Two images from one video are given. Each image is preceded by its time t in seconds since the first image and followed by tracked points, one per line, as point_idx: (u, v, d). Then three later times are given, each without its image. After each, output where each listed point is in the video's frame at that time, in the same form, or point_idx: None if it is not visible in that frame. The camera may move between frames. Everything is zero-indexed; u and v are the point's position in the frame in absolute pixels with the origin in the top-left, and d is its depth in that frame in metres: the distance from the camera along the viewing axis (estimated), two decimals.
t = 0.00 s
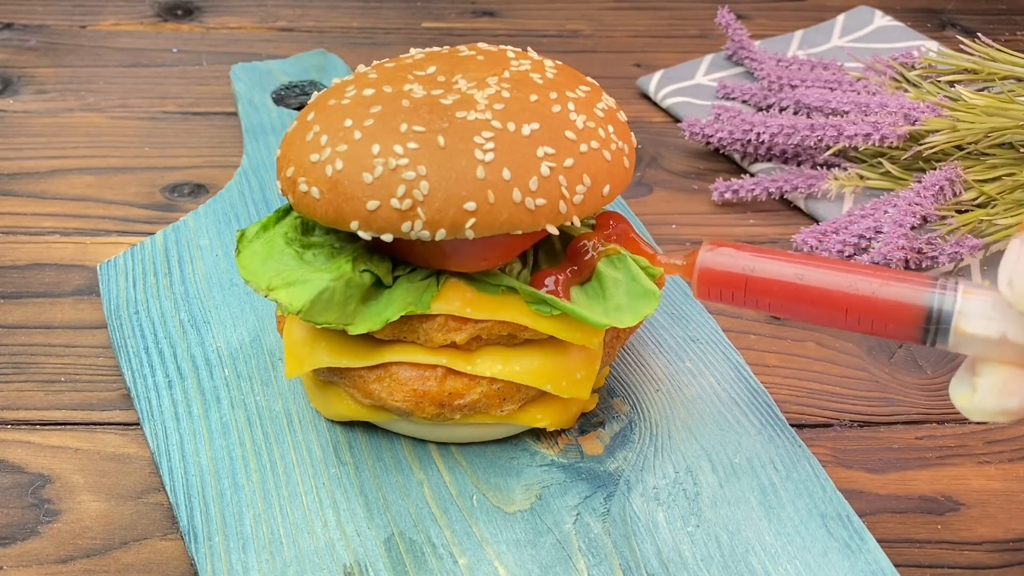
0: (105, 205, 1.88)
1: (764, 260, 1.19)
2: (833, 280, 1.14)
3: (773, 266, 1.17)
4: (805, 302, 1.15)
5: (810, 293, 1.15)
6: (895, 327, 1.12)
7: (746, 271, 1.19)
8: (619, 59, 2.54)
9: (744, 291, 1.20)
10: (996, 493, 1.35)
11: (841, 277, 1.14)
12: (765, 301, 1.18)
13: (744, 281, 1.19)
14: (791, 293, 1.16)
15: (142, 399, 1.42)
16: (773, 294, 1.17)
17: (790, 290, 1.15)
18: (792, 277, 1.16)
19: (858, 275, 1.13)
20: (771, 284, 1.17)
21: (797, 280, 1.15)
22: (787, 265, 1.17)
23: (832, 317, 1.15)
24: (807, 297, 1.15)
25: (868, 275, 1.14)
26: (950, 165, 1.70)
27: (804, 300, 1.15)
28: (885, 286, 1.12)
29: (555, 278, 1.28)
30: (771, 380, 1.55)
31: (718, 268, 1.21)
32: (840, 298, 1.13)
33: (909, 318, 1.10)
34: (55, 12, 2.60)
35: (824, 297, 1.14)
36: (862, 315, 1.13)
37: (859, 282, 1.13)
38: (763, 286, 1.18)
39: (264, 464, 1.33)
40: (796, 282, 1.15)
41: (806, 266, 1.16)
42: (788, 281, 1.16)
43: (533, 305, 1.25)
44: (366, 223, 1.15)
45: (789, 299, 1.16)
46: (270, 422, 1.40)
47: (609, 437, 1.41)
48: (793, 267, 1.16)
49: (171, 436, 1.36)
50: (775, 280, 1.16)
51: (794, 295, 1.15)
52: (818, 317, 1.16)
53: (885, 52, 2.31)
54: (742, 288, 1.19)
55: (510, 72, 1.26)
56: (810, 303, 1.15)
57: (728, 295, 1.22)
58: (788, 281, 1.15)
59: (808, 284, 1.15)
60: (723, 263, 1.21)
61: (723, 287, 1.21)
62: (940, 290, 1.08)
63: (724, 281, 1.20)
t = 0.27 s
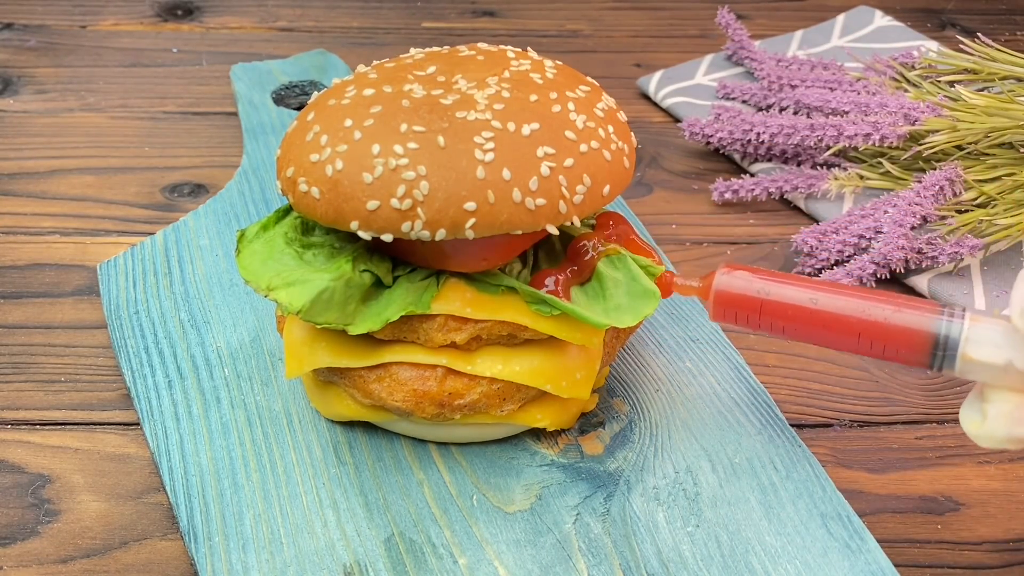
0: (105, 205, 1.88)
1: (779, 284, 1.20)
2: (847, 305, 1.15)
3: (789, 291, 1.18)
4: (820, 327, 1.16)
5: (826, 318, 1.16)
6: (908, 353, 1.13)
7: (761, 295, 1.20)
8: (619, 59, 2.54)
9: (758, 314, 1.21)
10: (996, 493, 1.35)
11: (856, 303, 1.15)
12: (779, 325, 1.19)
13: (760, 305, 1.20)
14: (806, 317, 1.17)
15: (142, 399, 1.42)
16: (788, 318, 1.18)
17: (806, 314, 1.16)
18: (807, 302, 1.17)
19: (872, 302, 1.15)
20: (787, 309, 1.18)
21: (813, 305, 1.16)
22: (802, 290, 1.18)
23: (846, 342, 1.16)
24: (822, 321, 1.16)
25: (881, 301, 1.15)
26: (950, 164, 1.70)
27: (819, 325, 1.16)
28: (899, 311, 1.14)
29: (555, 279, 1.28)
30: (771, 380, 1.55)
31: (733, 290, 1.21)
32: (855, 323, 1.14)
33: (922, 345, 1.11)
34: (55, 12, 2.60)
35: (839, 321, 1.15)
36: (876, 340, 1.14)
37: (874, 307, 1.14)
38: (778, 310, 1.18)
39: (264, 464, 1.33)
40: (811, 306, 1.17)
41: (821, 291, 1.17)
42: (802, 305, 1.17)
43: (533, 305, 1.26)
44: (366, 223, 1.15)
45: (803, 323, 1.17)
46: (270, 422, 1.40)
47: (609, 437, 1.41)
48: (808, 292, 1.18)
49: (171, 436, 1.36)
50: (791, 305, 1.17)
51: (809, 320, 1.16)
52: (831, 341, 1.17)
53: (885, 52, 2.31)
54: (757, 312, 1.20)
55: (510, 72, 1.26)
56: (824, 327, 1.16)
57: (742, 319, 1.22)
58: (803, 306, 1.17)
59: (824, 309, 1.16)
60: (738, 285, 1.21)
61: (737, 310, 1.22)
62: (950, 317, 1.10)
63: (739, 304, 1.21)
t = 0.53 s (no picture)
0: (105, 205, 1.88)
1: (764, 254, 1.15)
2: (832, 274, 1.10)
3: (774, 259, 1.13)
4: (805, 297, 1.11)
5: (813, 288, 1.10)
6: (895, 324, 1.07)
7: (743, 264, 1.14)
8: (619, 59, 2.54)
9: (742, 284, 1.15)
10: (996, 493, 1.35)
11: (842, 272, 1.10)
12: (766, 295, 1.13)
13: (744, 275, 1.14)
14: (790, 287, 1.11)
15: (142, 399, 1.42)
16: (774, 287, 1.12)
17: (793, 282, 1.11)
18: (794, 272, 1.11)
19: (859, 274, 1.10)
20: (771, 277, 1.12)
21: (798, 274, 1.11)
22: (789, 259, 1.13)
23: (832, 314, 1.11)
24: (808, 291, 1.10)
25: (865, 270, 1.10)
26: (949, 164, 1.70)
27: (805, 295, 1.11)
28: (884, 282, 1.09)
29: (555, 279, 1.28)
30: (771, 380, 1.55)
31: (715, 260, 1.15)
32: (840, 293, 1.09)
33: (907, 314, 1.06)
34: (55, 12, 2.60)
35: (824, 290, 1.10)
36: (861, 310, 1.09)
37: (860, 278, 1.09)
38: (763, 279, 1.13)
39: (264, 464, 1.33)
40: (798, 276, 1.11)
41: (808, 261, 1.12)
42: (787, 275, 1.11)
43: (533, 305, 1.26)
44: (366, 223, 1.15)
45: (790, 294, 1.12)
46: (270, 422, 1.40)
47: (609, 437, 1.41)
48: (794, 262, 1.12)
49: (171, 436, 1.36)
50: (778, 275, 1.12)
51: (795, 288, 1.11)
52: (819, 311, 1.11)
53: (885, 51, 2.31)
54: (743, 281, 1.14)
55: (510, 72, 1.26)
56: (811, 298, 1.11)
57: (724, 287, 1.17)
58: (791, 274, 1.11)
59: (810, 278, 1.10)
60: (720, 256, 1.16)
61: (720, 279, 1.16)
62: (935, 287, 1.04)
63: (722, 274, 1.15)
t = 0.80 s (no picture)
0: (105, 205, 1.88)
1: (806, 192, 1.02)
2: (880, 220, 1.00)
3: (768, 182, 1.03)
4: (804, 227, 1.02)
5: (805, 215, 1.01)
6: (935, 274, 1.02)
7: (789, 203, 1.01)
8: (619, 59, 2.54)
9: (783, 223, 1.02)
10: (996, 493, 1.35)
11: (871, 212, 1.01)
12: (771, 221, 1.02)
13: (757, 209, 1.02)
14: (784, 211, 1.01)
15: (142, 399, 1.42)
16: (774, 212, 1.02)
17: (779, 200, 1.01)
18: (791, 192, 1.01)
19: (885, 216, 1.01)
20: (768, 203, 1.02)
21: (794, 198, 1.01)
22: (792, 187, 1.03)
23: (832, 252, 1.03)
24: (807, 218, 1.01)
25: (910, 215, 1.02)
26: (950, 164, 1.70)
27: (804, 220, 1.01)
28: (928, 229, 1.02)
29: (555, 279, 1.27)
30: (771, 380, 1.55)
31: (757, 197, 1.02)
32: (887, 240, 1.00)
33: (954, 264, 1.00)
34: (55, 12, 2.60)
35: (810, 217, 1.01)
36: (905, 257, 1.01)
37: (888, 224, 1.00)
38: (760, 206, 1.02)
39: (264, 464, 1.33)
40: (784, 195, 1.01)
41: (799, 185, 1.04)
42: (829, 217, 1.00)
43: (533, 305, 1.26)
44: (366, 223, 1.15)
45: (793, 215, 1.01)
46: (270, 422, 1.40)
47: (609, 437, 1.41)
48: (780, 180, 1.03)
49: (171, 436, 1.36)
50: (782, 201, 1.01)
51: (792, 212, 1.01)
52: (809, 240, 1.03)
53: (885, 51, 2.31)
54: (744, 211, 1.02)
55: (510, 72, 1.26)
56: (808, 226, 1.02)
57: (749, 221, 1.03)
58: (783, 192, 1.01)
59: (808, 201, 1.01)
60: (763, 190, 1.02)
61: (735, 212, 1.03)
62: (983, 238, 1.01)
63: (754, 210, 1.02)
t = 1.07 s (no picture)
0: (105, 205, 1.88)
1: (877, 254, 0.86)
2: None
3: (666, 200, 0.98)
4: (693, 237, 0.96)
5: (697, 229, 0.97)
6: None
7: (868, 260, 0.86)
8: (619, 59, 2.54)
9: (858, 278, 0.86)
10: (996, 493, 1.35)
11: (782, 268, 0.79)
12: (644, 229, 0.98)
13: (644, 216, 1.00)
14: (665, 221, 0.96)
15: (142, 399, 1.42)
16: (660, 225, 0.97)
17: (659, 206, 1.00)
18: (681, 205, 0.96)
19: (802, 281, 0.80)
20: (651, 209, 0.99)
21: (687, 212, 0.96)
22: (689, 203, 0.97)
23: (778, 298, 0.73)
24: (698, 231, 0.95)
25: None
26: (950, 165, 1.70)
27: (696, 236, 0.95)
28: None
29: (555, 279, 1.27)
30: (770, 380, 1.55)
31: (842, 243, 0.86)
32: None
33: None
34: (55, 12, 2.60)
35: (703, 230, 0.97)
36: None
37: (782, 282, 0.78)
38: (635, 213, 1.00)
39: (264, 464, 1.33)
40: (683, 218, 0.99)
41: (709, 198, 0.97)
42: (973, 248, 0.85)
43: (533, 305, 1.26)
44: (366, 223, 1.15)
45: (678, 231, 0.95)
46: (270, 422, 1.40)
47: (609, 437, 1.41)
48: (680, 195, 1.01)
49: (171, 436, 1.36)
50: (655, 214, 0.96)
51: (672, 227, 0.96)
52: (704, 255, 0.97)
53: (884, 51, 2.31)
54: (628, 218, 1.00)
55: (511, 72, 1.26)
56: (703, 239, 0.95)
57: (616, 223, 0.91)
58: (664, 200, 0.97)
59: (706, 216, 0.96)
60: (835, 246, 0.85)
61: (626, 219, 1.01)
62: None
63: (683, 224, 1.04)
